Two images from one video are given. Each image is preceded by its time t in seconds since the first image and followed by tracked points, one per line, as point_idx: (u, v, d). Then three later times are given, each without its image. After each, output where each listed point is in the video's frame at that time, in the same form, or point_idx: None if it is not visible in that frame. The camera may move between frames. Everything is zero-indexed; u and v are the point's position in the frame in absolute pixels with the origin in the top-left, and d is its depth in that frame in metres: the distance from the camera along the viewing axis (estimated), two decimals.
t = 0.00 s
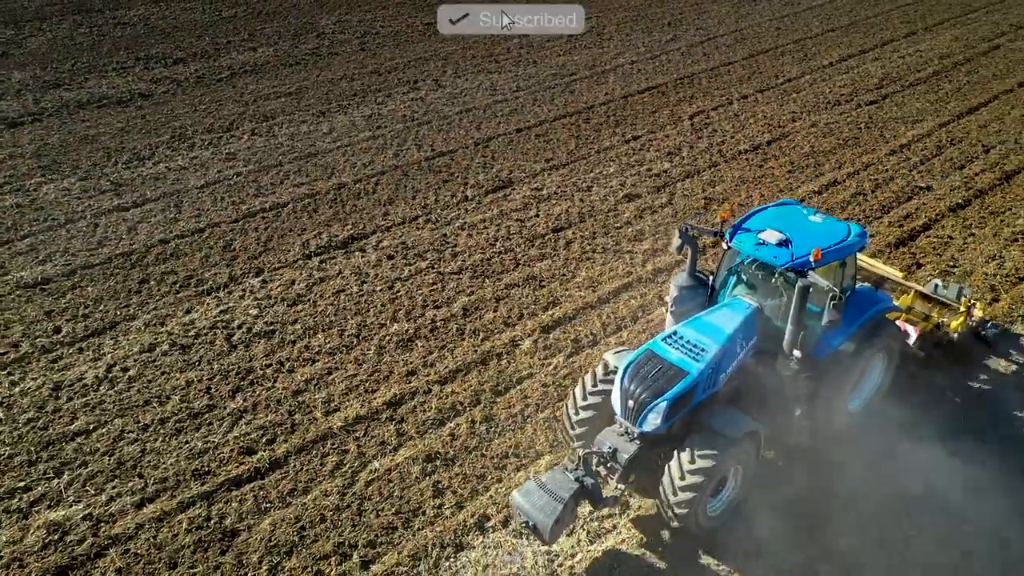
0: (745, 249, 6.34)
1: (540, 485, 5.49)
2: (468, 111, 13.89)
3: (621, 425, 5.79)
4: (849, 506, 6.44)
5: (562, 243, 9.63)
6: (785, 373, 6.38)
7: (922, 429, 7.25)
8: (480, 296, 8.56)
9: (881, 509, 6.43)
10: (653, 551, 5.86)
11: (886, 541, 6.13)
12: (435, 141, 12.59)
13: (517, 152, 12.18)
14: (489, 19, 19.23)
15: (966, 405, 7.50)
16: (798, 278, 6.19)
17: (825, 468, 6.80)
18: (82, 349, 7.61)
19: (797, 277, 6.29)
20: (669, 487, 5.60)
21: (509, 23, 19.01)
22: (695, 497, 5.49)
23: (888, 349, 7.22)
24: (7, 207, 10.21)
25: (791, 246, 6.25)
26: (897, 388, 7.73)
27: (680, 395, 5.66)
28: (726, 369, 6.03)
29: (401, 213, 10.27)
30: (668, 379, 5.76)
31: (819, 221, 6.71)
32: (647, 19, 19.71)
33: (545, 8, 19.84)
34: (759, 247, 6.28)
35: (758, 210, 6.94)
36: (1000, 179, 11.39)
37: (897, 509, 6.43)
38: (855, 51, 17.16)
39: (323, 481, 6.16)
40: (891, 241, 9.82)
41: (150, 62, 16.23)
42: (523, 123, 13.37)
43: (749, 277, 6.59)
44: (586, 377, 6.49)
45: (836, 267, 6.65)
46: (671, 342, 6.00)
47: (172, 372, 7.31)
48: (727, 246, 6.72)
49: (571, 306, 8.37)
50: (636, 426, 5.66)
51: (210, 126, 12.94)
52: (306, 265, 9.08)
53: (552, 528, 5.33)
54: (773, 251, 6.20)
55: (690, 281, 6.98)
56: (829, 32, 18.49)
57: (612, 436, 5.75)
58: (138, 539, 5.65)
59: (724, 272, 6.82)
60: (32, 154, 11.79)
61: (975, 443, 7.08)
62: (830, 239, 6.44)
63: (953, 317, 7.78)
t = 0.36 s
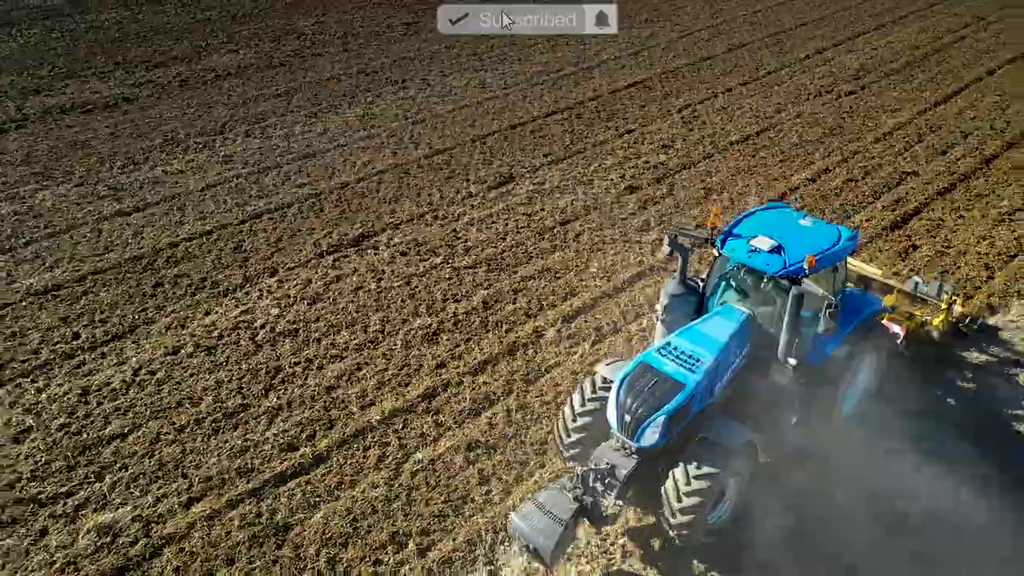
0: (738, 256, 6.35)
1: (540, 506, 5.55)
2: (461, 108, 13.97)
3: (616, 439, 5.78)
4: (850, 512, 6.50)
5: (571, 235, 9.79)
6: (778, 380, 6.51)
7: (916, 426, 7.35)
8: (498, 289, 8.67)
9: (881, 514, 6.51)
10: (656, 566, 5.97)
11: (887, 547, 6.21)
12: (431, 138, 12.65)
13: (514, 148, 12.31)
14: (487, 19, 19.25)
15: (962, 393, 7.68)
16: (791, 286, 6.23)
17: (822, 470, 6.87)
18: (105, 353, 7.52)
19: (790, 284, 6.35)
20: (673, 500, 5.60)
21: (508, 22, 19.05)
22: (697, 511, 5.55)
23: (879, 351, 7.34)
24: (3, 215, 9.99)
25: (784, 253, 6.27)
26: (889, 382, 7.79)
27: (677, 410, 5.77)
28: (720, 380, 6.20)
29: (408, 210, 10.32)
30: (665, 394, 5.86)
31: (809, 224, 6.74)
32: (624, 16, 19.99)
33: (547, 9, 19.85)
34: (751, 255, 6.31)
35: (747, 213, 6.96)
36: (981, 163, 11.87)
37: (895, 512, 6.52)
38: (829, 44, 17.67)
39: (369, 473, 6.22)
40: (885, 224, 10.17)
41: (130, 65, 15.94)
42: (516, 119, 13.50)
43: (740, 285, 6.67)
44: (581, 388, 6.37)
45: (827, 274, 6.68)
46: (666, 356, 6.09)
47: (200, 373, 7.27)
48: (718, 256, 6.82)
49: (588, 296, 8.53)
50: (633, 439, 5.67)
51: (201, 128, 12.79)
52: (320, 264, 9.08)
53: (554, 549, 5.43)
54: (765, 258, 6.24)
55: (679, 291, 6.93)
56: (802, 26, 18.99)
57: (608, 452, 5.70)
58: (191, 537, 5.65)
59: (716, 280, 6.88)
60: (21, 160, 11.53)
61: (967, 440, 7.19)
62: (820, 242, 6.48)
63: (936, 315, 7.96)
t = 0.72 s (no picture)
0: (731, 263, 6.45)
1: (544, 526, 5.37)
2: (451, 106, 14.04)
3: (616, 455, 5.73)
4: (853, 517, 6.60)
5: (577, 227, 9.96)
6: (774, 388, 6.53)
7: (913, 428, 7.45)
8: (514, 281, 8.80)
9: (883, 519, 6.61)
10: None
11: (889, 553, 6.31)
12: (426, 136, 12.71)
13: (509, 144, 12.44)
14: (487, 19, 19.18)
15: (946, 387, 7.84)
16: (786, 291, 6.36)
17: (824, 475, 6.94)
18: (127, 357, 7.46)
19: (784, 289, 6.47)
20: (678, 516, 5.71)
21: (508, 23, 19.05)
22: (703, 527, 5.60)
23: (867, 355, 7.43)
24: None
25: (776, 258, 6.41)
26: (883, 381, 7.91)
27: (678, 424, 5.72)
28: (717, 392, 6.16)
29: (412, 207, 10.38)
30: (665, 407, 5.81)
31: (796, 228, 6.91)
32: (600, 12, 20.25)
33: (547, 9, 19.78)
34: (745, 260, 6.42)
35: (735, 220, 7.07)
36: (959, 147, 12.37)
37: (894, 516, 6.64)
38: (801, 37, 18.17)
39: (413, 463, 6.30)
40: (876, 208, 10.55)
41: (107, 69, 15.64)
42: (507, 115, 13.62)
43: (732, 292, 6.74)
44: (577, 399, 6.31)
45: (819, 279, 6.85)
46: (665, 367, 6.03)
47: (227, 373, 7.27)
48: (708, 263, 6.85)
49: (602, 285, 8.71)
50: (635, 455, 5.61)
51: (192, 131, 12.65)
52: (332, 262, 9.10)
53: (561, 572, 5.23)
54: (760, 263, 6.36)
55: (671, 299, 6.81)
56: (773, 20, 19.47)
57: (609, 468, 5.66)
58: (244, 533, 5.68)
59: (706, 287, 6.91)
60: (9, 167, 11.27)
61: (964, 443, 7.29)
62: (810, 245, 6.64)
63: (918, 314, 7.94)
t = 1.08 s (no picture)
0: (726, 271, 6.13)
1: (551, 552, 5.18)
2: (439, 103, 14.11)
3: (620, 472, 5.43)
4: (852, 519, 6.36)
5: (579, 218, 10.14)
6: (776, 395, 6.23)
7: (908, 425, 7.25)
8: (525, 273, 8.94)
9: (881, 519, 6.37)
10: None
11: (890, 555, 6.07)
12: (418, 133, 12.77)
13: (502, 139, 12.58)
14: (488, 19, 19.28)
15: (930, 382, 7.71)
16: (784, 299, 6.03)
17: (820, 478, 6.70)
18: (147, 360, 7.42)
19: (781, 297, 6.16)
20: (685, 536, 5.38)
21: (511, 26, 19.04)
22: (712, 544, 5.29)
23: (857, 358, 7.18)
24: None
25: (772, 266, 6.10)
26: (876, 378, 7.76)
27: (682, 440, 5.42)
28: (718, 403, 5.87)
29: (415, 204, 10.45)
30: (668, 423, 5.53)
31: (789, 233, 6.59)
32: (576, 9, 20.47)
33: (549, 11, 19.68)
34: (739, 269, 6.09)
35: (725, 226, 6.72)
36: (935, 134, 12.87)
37: (896, 513, 6.44)
38: (773, 31, 18.65)
39: (450, 452, 6.40)
40: (864, 193, 10.92)
41: (84, 73, 15.33)
42: (497, 112, 13.75)
43: (726, 300, 6.42)
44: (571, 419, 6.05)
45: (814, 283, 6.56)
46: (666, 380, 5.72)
47: (253, 372, 7.27)
48: (701, 270, 6.48)
49: (612, 274, 8.89)
50: (638, 473, 5.32)
51: (181, 133, 12.51)
52: (342, 259, 9.13)
53: None
54: (756, 271, 6.03)
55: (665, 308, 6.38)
56: (744, 14, 19.94)
57: (612, 487, 5.38)
58: (291, 526, 5.72)
59: (701, 295, 6.56)
60: None
61: (960, 442, 7.09)
62: (806, 251, 6.33)
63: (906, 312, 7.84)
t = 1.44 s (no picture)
0: (725, 280, 5.91)
1: None
2: (425, 101, 14.17)
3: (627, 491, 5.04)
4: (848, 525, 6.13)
5: (579, 209, 10.34)
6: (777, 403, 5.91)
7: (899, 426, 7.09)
8: (533, 263, 9.10)
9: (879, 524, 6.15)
10: None
11: (890, 560, 5.84)
12: (409, 131, 12.84)
13: (492, 135, 12.72)
14: (489, 19, 19.34)
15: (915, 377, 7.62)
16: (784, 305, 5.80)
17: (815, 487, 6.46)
18: (167, 361, 7.38)
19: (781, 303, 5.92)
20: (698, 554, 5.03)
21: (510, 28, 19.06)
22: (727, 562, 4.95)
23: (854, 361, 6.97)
24: None
25: (771, 272, 5.88)
26: (870, 379, 7.64)
27: (692, 455, 5.01)
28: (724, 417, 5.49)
29: (415, 200, 10.54)
30: (677, 437, 5.08)
31: (783, 238, 6.41)
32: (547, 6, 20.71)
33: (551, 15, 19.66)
34: (738, 276, 5.87)
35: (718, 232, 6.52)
36: (907, 121, 13.42)
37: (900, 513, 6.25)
38: (742, 25, 19.14)
39: (485, 438, 6.52)
40: (849, 177, 11.36)
41: (57, 77, 15.00)
42: (484, 108, 13.89)
43: (725, 308, 6.12)
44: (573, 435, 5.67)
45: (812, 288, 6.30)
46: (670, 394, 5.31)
47: (277, 369, 7.29)
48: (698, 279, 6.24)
49: (618, 262, 9.11)
50: (649, 491, 4.90)
51: (167, 136, 12.36)
52: (350, 256, 9.17)
53: None
54: (755, 278, 5.82)
55: (663, 317, 6.17)
56: (712, 9, 20.42)
57: (620, 506, 5.02)
58: (339, 516, 5.78)
59: (698, 303, 6.29)
60: None
61: (954, 441, 6.90)
62: (801, 256, 6.13)
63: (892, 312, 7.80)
